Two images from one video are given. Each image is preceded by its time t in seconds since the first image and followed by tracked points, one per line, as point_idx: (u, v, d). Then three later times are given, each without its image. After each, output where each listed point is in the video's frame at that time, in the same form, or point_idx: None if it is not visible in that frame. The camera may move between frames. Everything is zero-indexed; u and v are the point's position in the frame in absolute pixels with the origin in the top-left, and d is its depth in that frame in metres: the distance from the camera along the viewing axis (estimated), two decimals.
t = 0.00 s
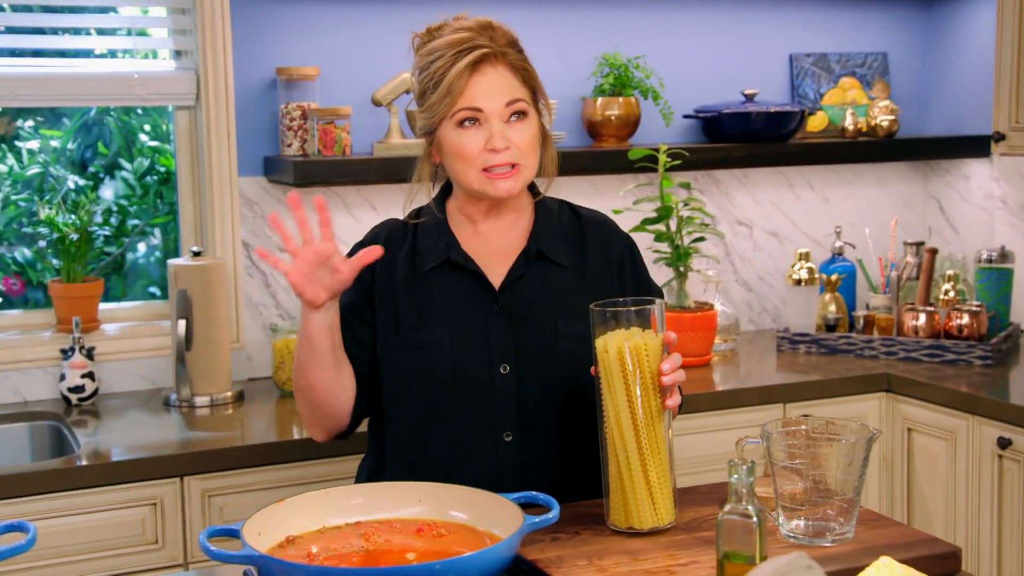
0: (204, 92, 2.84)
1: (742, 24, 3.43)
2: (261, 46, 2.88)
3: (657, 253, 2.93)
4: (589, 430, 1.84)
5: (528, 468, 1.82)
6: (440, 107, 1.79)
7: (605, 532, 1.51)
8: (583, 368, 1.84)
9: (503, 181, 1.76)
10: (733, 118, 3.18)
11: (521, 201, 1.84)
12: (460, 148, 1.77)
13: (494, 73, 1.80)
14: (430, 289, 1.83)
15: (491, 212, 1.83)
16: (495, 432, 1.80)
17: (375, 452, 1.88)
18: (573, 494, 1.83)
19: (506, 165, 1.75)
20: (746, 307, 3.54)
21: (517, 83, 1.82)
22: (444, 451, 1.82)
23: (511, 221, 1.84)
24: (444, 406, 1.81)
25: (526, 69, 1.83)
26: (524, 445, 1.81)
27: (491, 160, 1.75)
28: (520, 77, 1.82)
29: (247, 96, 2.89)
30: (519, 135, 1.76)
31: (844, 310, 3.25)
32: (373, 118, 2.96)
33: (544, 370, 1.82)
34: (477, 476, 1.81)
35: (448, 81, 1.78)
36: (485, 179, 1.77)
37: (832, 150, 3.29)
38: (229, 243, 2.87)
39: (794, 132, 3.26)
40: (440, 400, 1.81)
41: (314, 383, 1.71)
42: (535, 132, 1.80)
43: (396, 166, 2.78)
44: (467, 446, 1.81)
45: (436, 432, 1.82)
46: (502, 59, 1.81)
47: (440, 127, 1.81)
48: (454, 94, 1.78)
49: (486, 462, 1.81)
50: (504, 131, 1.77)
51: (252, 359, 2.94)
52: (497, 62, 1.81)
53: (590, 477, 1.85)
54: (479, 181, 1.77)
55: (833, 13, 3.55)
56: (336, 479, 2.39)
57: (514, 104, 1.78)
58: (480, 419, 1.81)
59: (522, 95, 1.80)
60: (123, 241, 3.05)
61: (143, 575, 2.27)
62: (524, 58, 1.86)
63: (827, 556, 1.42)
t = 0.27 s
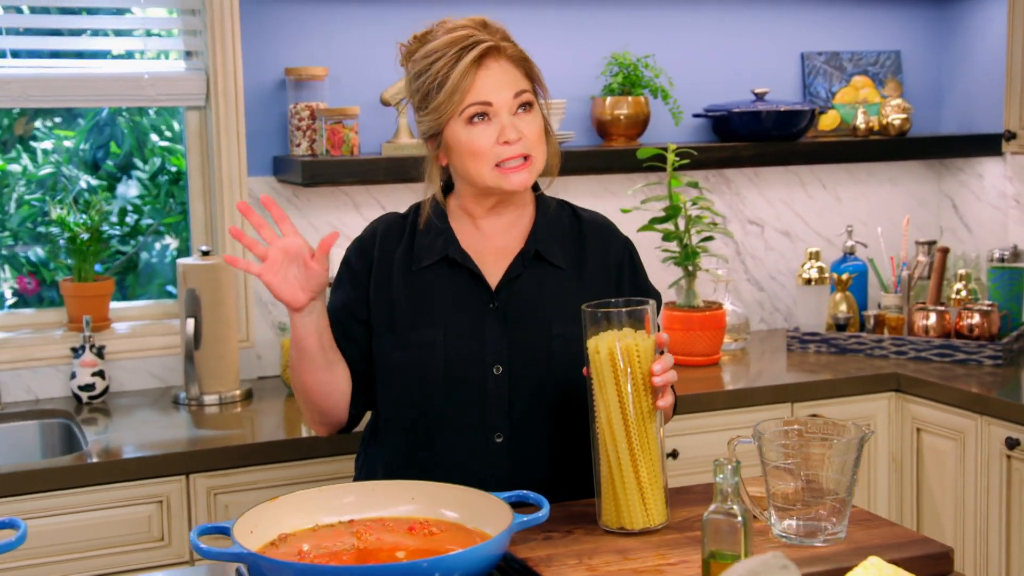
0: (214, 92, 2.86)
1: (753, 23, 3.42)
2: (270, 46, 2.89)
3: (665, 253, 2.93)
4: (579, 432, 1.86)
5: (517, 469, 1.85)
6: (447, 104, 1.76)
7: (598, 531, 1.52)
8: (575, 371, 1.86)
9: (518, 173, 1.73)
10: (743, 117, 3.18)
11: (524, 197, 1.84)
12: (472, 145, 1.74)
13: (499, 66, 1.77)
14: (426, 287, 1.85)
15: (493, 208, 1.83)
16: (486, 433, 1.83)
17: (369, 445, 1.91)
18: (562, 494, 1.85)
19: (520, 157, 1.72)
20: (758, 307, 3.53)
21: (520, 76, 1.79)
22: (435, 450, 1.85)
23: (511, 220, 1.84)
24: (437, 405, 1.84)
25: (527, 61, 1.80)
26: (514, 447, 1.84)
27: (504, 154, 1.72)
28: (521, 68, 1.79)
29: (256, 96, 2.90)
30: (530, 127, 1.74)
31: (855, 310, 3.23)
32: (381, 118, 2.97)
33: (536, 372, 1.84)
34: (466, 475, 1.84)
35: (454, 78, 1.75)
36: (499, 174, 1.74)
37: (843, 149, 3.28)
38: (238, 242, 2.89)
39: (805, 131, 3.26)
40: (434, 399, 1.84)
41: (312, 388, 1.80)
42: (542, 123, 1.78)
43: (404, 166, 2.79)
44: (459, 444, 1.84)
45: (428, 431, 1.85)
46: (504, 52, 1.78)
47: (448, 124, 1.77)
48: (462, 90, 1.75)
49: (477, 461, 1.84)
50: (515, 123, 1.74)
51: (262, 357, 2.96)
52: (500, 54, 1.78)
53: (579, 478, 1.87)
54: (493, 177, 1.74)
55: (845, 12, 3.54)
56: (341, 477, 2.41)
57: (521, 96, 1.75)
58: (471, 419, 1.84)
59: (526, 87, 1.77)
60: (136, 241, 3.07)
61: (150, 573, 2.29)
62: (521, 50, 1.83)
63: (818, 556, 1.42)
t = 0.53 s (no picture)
0: (226, 93, 2.88)
1: (766, 23, 3.41)
2: (282, 48, 2.91)
3: (675, 253, 2.92)
4: (572, 438, 1.88)
5: (508, 473, 1.87)
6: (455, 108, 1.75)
7: (592, 531, 1.52)
8: (569, 377, 1.88)
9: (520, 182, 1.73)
10: (756, 118, 3.17)
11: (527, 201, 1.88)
12: (477, 150, 1.74)
13: (510, 73, 1.76)
14: (425, 289, 1.88)
15: (493, 214, 1.86)
16: (478, 436, 1.86)
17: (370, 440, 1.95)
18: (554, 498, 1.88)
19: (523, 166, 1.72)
20: (771, 307, 3.52)
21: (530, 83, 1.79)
22: (428, 450, 1.88)
23: (511, 224, 1.87)
24: (433, 406, 1.87)
25: (537, 68, 1.80)
26: (506, 451, 1.87)
27: (508, 161, 1.72)
28: (532, 75, 1.79)
29: (268, 97, 2.92)
30: (535, 136, 1.74)
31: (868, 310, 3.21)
32: (392, 119, 2.99)
33: (531, 375, 1.87)
34: (458, 477, 1.88)
35: (463, 81, 1.75)
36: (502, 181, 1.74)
37: (856, 149, 3.27)
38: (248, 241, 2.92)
39: (818, 131, 3.24)
40: (429, 400, 1.88)
41: (314, 385, 1.81)
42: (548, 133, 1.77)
43: (414, 166, 2.80)
44: (454, 446, 1.87)
45: (423, 432, 1.88)
46: (515, 58, 1.78)
47: (454, 128, 1.77)
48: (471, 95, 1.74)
49: (472, 463, 1.87)
50: (521, 131, 1.74)
51: (273, 357, 2.98)
52: (512, 61, 1.77)
53: (570, 484, 1.89)
54: (495, 184, 1.74)
55: (859, 11, 3.53)
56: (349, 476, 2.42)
57: (528, 104, 1.75)
58: (465, 422, 1.87)
59: (535, 95, 1.77)
60: (150, 242, 3.10)
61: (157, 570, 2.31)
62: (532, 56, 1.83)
63: (810, 559, 1.42)
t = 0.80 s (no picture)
0: (242, 96, 2.91)
1: (784, 24, 3.40)
2: (297, 51, 2.93)
3: (689, 255, 2.92)
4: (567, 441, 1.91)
5: (503, 476, 1.90)
6: (455, 130, 1.77)
7: (586, 535, 1.53)
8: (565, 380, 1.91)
9: (510, 211, 1.77)
10: (772, 119, 3.15)
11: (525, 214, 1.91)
12: (470, 175, 1.77)
13: (515, 105, 1.77)
14: (420, 294, 1.91)
15: (487, 227, 1.90)
16: (474, 440, 1.89)
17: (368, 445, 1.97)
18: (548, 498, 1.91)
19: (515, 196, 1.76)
20: (788, 310, 3.51)
21: (534, 113, 1.80)
22: (424, 454, 1.91)
23: (507, 232, 1.91)
24: (427, 411, 1.89)
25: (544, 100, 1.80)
26: (501, 455, 1.90)
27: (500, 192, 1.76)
28: (537, 107, 1.80)
29: (283, 100, 2.95)
30: (531, 170, 1.76)
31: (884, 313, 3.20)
32: (407, 122, 3.00)
33: (526, 378, 1.89)
34: (453, 481, 1.90)
35: (468, 108, 1.76)
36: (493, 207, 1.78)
37: (873, 152, 3.25)
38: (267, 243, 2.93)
39: (835, 133, 3.23)
40: (423, 405, 1.89)
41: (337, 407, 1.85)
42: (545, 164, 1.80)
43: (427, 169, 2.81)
44: (450, 448, 1.90)
45: (419, 436, 1.90)
46: (523, 88, 1.78)
47: (452, 148, 1.79)
48: (472, 121, 1.76)
49: (467, 465, 1.90)
50: (516, 164, 1.76)
51: (289, 358, 3.00)
52: (518, 91, 1.78)
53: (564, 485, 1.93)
54: (486, 209, 1.77)
55: (879, 12, 3.51)
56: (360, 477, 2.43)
57: (529, 137, 1.77)
58: (460, 427, 1.89)
59: (538, 128, 1.78)
60: (169, 244, 3.14)
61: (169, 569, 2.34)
62: (541, 85, 1.83)
63: (802, 564, 1.42)
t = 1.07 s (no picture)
0: (258, 97, 2.93)
1: (802, 25, 3.38)
2: (313, 53, 2.95)
3: (703, 257, 2.92)
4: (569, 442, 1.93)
5: (504, 474, 1.91)
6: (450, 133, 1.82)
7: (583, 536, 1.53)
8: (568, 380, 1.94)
9: (502, 213, 1.82)
10: (788, 120, 3.15)
11: (527, 219, 1.95)
12: (463, 177, 1.82)
13: (508, 110, 1.81)
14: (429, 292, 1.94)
15: (489, 230, 1.95)
16: (477, 437, 1.90)
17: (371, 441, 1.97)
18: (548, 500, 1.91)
19: (506, 199, 1.81)
20: (805, 311, 3.50)
21: (527, 118, 1.84)
22: (428, 449, 1.91)
23: (510, 236, 1.95)
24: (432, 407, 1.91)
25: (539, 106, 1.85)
26: (504, 453, 1.90)
27: (491, 194, 1.80)
28: (531, 114, 1.84)
29: (299, 102, 2.96)
30: (521, 174, 1.81)
31: (901, 315, 3.18)
32: (422, 123, 3.01)
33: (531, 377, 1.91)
34: (456, 478, 1.91)
35: (460, 111, 1.81)
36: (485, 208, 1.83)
37: (891, 153, 3.24)
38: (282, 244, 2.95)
39: (852, 133, 3.22)
40: (428, 401, 1.91)
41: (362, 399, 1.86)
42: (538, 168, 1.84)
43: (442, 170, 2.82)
44: (453, 446, 1.91)
45: (423, 432, 1.91)
46: (516, 94, 1.83)
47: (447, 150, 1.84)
48: (465, 124, 1.81)
49: (470, 463, 1.91)
50: (507, 167, 1.81)
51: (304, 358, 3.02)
52: (512, 97, 1.83)
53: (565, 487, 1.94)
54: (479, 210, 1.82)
55: (898, 12, 3.49)
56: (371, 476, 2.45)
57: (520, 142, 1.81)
58: (464, 423, 1.91)
59: (530, 134, 1.82)
60: (186, 244, 3.17)
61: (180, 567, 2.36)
62: (539, 91, 1.87)
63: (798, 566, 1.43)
